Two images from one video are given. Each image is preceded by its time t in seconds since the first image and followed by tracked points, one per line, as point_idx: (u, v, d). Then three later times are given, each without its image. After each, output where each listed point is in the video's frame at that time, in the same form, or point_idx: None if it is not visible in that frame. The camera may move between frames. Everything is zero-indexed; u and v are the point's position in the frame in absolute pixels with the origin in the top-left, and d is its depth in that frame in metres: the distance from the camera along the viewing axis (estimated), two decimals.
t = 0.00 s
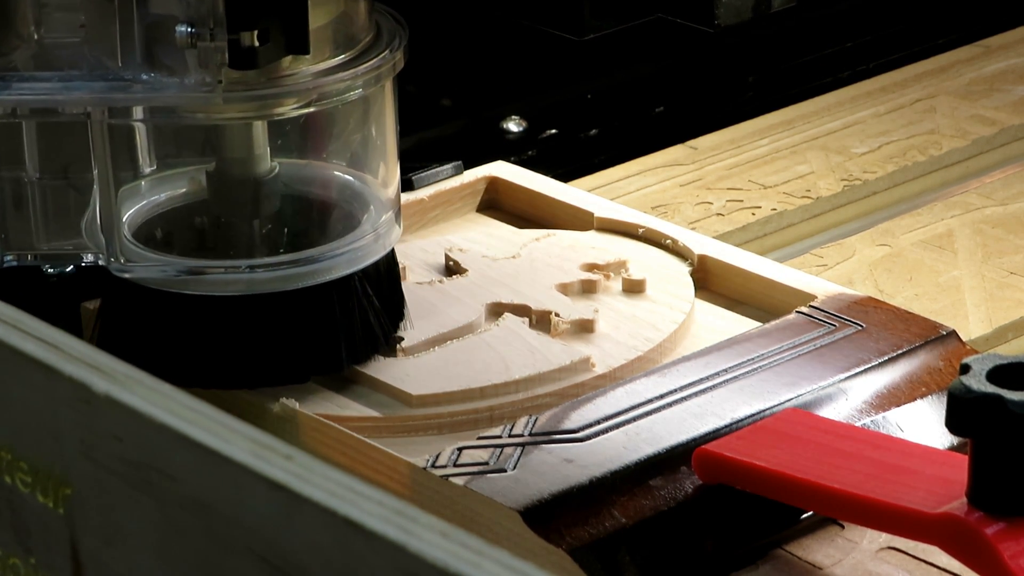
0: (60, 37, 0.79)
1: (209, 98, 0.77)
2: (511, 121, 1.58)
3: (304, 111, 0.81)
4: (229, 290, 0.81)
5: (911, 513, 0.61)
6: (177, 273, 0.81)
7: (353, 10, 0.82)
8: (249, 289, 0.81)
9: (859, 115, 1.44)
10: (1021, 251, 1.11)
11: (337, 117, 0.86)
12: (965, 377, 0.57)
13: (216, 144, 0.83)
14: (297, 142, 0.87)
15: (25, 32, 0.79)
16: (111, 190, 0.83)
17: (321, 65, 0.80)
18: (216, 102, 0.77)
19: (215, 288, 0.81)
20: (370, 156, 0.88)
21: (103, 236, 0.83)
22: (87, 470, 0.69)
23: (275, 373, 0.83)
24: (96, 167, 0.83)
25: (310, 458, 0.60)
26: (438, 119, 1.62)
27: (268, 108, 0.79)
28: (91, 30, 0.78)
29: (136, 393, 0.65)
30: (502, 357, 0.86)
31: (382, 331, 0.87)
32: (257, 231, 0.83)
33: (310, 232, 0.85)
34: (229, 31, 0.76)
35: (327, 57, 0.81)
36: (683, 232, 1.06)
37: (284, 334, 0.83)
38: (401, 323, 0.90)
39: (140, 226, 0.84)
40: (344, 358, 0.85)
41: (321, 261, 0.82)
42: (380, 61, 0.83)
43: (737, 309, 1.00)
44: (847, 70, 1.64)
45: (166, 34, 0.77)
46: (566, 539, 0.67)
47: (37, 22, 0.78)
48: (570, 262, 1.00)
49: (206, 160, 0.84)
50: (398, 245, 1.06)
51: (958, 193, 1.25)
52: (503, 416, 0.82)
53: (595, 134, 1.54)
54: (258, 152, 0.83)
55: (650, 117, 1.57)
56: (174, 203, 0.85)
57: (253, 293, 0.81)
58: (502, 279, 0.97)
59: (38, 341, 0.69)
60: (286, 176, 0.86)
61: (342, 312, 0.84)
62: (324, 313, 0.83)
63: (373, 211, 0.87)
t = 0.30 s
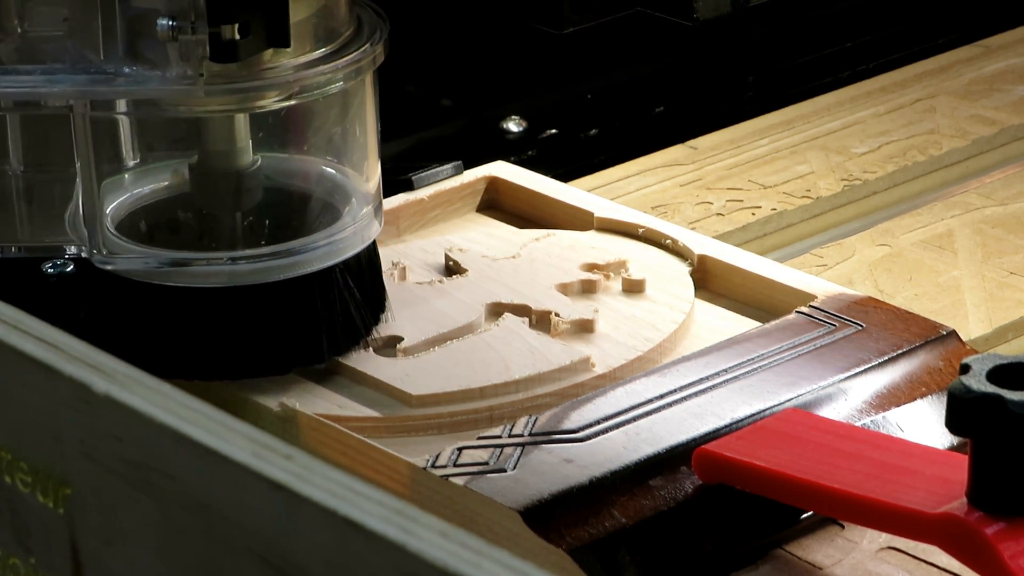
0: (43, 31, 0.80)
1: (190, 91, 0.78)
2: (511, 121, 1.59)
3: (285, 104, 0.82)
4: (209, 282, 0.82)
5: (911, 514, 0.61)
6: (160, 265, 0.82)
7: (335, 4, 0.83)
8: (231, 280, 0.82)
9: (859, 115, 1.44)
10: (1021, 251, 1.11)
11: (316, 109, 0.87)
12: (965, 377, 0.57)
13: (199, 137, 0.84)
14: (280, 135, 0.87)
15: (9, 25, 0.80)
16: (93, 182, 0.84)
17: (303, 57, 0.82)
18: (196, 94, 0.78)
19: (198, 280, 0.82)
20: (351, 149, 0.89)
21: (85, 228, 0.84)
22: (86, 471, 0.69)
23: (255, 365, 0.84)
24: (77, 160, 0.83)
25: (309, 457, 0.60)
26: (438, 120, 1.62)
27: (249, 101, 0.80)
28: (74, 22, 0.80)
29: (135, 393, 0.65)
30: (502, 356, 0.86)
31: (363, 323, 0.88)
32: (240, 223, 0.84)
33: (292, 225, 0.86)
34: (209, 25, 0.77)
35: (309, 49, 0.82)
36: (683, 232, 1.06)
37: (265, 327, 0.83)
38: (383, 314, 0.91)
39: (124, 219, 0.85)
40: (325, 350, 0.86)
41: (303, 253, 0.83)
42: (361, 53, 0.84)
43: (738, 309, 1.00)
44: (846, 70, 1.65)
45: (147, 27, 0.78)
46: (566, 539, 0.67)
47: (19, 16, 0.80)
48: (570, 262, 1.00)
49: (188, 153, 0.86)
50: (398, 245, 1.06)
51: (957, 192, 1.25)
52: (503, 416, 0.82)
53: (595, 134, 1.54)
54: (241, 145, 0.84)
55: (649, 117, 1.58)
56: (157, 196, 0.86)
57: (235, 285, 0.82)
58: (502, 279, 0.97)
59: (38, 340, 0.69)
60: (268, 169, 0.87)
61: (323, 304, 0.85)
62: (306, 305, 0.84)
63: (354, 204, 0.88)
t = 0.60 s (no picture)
0: (28, 25, 0.81)
1: (173, 84, 0.78)
2: (511, 121, 1.57)
3: (268, 97, 0.82)
4: (194, 275, 0.82)
5: (912, 514, 0.61)
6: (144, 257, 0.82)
7: None
8: (214, 272, 0.82)
9: (859, 115, 1.44)
10: (1021, 251, 1.11)
11: (301, 102, 0.87)
12: (965, 377, 0.57)
13: (183, 129, 0.84)
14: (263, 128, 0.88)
15: None
16: (78, 175, 0.84)
17: (287, 51, 0.82)
18: (179, 88, 0.78)
19: (182, 272, 0.82)
20: (334, 142, 0.90)
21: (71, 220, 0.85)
22: (86, 470, 0.69)
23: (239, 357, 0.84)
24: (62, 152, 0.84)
25: (309, 458, 0.60)
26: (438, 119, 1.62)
27: (232, 94, 0.80)
28: (58, 16, 0.80)
29: (134, 392, 0.65)
30: (501, 357, 0.86)
31: (346, 313, 0.88)
32: (224, 215, 0.85)
33: (275, 216, 0.86)
34: (192, 18, 0.77)
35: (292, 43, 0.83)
36: (683, 232, 1.06)
37: (250, 319, 0.84)
38: (366, 307, 0.91)
39: (109, 211, 0.86)
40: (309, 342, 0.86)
41: (286, 246, 0.84)
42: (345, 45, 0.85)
43: (738, 309, 1.00)
44: (846, 70, 1.65)
45: (130, 20, 0.79)
46: (566, 539, 0.66)
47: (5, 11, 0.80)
48: (569, 262, 1.00)
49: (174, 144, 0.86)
50: (398, 246, 1.06)
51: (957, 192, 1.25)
52: (503, 416, 0.82)
53: (595, 134, 1.54)
54: (224, 138, 0.84)
55: (649, 117, 1.58)
56: (142, 188, 0.87)
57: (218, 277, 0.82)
58: (502, 279, 0.97)
59: (38, 340, 0.70)
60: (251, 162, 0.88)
61: (307, 294, 0.85)
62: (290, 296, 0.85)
63: (337, 197, 0.89)
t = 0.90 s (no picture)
0: (39, 23, 0.80)
1: (185, 81, 0.78)
2: (511, 121, 1.57)
3: (281, 97, 0.82)
4: (206, 274, 0.82)
5: (911, 514, 0.61)
6: (156, 256, 0.83)
7: None
8: (226, 271, 0.83)
9: (859, 115, 1.44)
10: (1021, 251, 1.11)
11: (309, 99, 0.88)
12: (965, 377, 0.57)
13: (195, 126, 0.85)
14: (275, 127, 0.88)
15: (7, 17, 0.81)
16: (90, 170, 0.84)
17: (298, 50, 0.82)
18: (191, 85, 0.78)
19: (194, 271, 0.83)
20: (343, 139, 0.90)
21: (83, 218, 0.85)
22: (86, 470, 0.69)
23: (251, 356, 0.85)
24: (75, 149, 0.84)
25: (309, 457, 0.60)
26: (438, 119, 1.63)
27: (244, 92, 0.80)
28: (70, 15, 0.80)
29: (135, 393, 0.65)
30: (502, 357, 0.86)
31: (357, 312, 0.88)
32: (235, 213, 0.85)
33: (287, 214, 0.86)
34: (205, 15, 0.77)
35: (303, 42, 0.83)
36: (683, 232, 1.06)
37: (262, 317, 0.84)
38: (379, 306, 0.92)
39: (121, 209, 0.87)
40: (320, 341, 0.86)
41: (298, 244, 0.84)
42: (358, 45, 0.85)
43: (738, 309, 1.00)
44: (846, 70, 1.65)
45: (142, 18, 0.79)
46: (566, 539, 0.67)
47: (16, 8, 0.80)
48: (569, 262, 1.00)
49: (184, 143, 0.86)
50: (398, 246, 1.06)
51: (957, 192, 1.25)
52: (503, 416, 0.82)
53: (595, 134, 1.54)
54: (236, 136, 0.85)
55: (649, 117, 1.58)
56: (154, 186, 0.87)
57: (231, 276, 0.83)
58: (502, 279, 0.97)
59: (38, 340, 0.70)
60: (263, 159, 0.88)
61: (317, 292, 0.86)
62: (301, 294, 0.85)
63: (348, 196, 0.89)
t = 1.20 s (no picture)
0: (56, 30, 0.79)
1: (204, 88, 0.78)
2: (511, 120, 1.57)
3: (298, 103, 0.82)
4: (224, 281, 0.81)
5: (911, 514, 0.61)
6: (174, 263, 0.81)
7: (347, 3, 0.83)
8: (244, 279, 0.81)
9: (858, 115, 1.44)
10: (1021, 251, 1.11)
11: (331, 107, 0.87)
12: (965, 377, 0.57)
13: (212, 134, 0.84)
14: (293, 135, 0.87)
15: (21, 22, 0.79)
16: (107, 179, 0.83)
17: (317, 56, 0.81)
18: (211, 92, 0.78)
19: (212, 279, 0.81)
20: (362, 146, 0.89)
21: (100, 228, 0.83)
22: (86, 470, 0.69)
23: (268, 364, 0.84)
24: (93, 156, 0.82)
25: (309, 457, 0.60)
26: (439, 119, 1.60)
27: (262, 99, 0.80)
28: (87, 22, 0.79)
29: (134, 392, 0.65)
30: (502, 357, 0.86)
31: (376, 321, 0.88)
32: (253, 221, 0.84)
33: (305, 222, 0.85)
34: (225, 23, 0.77)
35: (322, 48, 0.82)
36: (683, 232, 1.06)
37: (281, 325, 0.83)
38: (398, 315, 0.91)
39: (138, 216, 0.85)
40: (339, 350, 0.85)
41: (318, 251, 0.83)
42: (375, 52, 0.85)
43: (738, 309, 1.00)
44: (846, 70, 1.65)
45: (161, 25, 0.78)
46: (566, 539, 0.67)
47: (33, 14, 0.79)
48: (569, 262, 1.00)
49: (202, 151, 0.85)
50: (399, 246, 1.06)
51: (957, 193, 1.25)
52: (503, 416, 0.82)
53: (595, 134, 1.54)
54: (254, 142, 0.84)
55: (649, 117, 1.58)
56: (171, 194, 0.86)
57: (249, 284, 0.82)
58: (502, 279, 0.97)
59: (38, 340, 0.70)
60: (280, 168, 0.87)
61: (337, 302, 0.85)
62: (318, 303, 0.84)
63: (367, 204, 0.88)
